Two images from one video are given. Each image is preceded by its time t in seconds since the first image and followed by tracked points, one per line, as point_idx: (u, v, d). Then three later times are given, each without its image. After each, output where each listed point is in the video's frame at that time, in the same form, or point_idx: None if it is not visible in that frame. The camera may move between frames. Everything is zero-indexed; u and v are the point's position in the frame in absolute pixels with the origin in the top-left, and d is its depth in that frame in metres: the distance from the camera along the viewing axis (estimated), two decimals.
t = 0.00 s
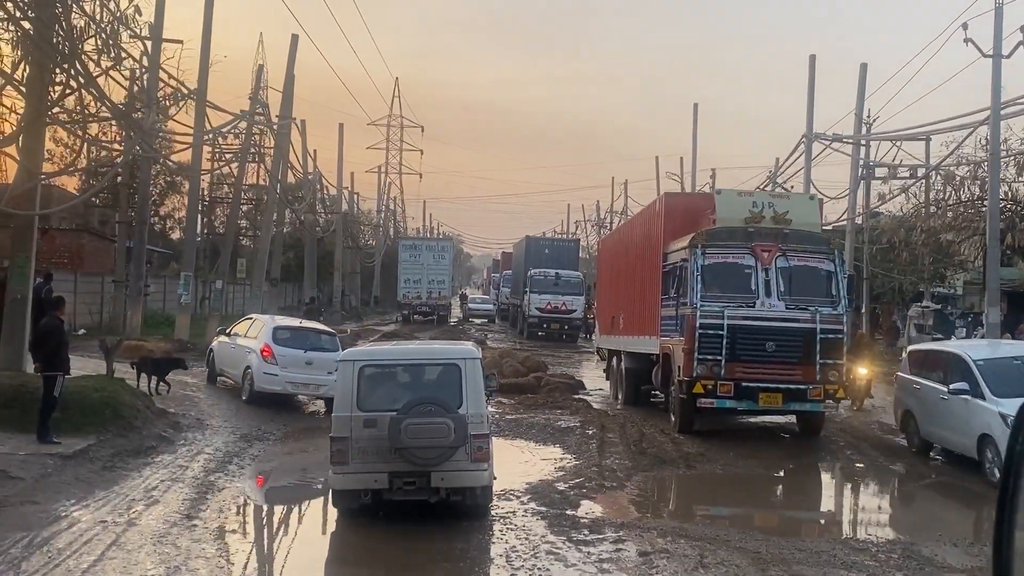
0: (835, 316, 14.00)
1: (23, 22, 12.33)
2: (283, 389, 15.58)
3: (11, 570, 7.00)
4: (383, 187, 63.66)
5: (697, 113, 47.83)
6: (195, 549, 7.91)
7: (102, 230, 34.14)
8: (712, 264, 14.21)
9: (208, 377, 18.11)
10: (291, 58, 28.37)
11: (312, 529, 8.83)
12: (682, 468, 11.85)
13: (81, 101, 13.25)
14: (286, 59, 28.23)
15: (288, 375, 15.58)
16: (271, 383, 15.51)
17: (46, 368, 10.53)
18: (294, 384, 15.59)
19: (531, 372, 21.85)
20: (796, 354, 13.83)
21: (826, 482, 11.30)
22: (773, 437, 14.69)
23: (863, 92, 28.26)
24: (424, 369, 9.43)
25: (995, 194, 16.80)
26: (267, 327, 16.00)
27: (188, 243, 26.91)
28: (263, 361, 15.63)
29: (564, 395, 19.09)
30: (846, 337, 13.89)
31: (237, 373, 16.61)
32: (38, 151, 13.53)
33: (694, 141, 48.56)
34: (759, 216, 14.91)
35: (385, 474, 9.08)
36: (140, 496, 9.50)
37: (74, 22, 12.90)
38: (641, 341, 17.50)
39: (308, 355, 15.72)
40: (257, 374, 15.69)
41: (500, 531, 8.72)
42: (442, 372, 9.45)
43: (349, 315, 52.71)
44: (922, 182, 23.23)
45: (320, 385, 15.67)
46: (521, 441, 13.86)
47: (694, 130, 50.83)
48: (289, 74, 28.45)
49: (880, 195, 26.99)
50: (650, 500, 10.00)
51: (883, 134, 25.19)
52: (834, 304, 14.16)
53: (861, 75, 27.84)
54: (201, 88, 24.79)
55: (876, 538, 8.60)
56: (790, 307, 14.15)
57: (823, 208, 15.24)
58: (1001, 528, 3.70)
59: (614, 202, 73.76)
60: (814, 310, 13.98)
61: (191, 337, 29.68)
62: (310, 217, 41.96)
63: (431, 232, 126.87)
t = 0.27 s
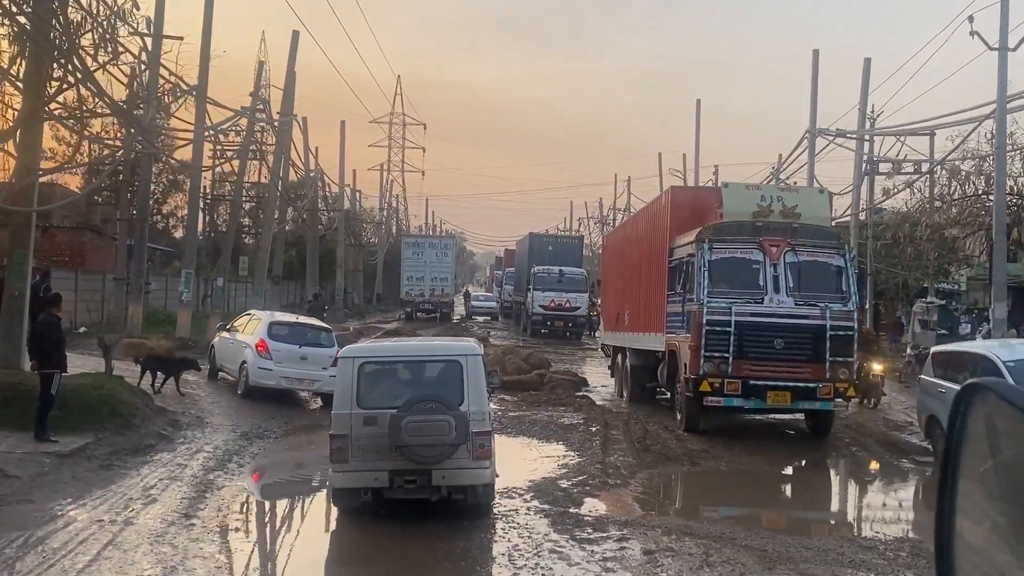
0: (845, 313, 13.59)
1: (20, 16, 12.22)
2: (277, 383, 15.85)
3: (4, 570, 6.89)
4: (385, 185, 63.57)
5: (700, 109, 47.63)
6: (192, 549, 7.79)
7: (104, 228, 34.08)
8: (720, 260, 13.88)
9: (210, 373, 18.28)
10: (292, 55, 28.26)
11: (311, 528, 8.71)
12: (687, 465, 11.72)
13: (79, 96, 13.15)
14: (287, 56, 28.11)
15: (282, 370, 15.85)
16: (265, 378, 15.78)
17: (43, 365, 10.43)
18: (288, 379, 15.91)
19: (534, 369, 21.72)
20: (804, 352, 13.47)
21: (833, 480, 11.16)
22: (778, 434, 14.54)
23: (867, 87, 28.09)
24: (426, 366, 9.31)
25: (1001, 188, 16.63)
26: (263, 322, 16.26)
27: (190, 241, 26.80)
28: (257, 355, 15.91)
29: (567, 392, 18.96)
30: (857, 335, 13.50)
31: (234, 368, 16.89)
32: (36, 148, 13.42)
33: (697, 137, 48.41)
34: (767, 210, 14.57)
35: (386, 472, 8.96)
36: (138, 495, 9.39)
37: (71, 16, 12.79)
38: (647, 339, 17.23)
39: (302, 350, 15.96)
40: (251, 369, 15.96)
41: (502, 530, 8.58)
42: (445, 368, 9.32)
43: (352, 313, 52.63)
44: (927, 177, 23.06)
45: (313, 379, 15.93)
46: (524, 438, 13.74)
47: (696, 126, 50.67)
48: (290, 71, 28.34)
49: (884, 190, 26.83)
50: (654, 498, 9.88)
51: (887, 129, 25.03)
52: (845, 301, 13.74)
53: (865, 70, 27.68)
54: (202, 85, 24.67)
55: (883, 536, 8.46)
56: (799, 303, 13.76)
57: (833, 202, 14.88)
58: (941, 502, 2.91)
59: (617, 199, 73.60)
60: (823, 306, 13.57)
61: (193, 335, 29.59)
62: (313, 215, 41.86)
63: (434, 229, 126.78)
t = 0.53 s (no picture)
0: (855, 311, 12.95)
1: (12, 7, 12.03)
2: (269, 377, 16.04)
3: None
4: (385, 182, 63.41)
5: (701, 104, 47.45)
6: (188, 549, 7.67)
7: (102, 225, 33.93)
8: (725, 255, 13.22)
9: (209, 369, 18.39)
10: (291, 50, 28.08)
11: (309, 527, 8.58)
12: (689, 462, 11.58)
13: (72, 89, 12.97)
14: (286, 51, 27.92)
15: (273, 364, 16.04)
16: (257, 371, 15.97)
17: (36, 362, 10.27)
18: (280, 373, 16.09)
19: (534, 365, 21.58)
20: (813, 351, 12.80)
21: (838, 478, 11.02)
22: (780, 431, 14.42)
23: (868, 81, 27.90)
24: (424, 363, 9.18)
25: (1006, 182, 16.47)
26: (257, 317, 16.47)
27: (188, 237, 26.63)
28: (249, 349, 16.11)
29: (567, 389, 18.83)
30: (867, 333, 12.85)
31: (228, 362, 17.10)
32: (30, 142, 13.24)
33: (698, 132, 48.25)
34: (775, 204, 13.88)
35: (384, 470, 8.83)
36: (133, 494, 9.25)
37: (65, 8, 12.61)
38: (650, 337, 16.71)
39: (294, 344, 16.16)
40: (243, 363, 16.16)
41: (502, 528, 8.46)
42: (443, 366, 9.19)
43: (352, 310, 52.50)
44: (929, 171, 22.90)
45: (305, 374, 16.12)
46: (524, 436, 13.59)
47: (696, 121, 50.48)
48: (289, 66, 28.16)
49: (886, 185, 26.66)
50: (657, 496, 9.74)
51: (889, 123, 24.85)
52: (854, 298, 13.11)
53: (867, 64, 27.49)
54: (200, 80, 24.48)
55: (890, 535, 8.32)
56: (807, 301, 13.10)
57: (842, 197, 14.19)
58: (869, 489, 3.09)
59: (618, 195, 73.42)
60: (832, 304, 12.95)
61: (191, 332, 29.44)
62: (312, 211, 41.71)
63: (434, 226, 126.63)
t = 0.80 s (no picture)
0: (866, 312, 12.48)
1: None
2: (258, 370, 16.20)
3: None
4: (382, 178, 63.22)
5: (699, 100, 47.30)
6: (180, 550, 7.50)
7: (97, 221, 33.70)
8: (731, 254, 12.79)
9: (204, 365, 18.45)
10: (287, 45, 27.87)
11: (304, 528, 8.41)
12: (690, 461, 11.43)
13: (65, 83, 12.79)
14: (281, 46, 27.69)
15: (263, 357, 16.21)
16: (246, 365, 16.14)
17: (26, 360, 10.10)
18: (269, 367, 16.28)
19: (532, 363, 21.41)
20: (822, 353, 12.31)
21: (842, 478, 10.87)
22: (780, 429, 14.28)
23: (868, 76, 27.74)
24: (421, 360, 9.01)
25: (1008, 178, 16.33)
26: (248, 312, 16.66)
27: (183, 233, 26.43)
28: (239, 343, 16.29)
29: (565, 386, 18.68)
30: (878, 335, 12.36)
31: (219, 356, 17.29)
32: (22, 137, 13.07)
33: (696, 129, 48.11)
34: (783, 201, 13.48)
35: (380, 470, 8.68)
36: (125, 494, 9.07)
37: None
38: (653, 336, 16.35)
39: (283, 339, 16.34)
40: (233, 356, 16.33)
41: (501, 530, 8.30)
42: (440, 364, 9.02)
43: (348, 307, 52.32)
44: (930, 167, 22.74)
45: (294, 368, 16.30)
46: (522, 435, 13.43)
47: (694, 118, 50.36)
48: (285, 61, 27.96)
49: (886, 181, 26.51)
50: (658, 496, 9.59)
51: (889, 119, 24.69)
52: (864, 300, 12.64)
53: (867, 59, 27.32)
54: (194, 74, 24.26)
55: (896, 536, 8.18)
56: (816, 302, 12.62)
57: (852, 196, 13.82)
58: (857, 488, 3.04)
59: (615, 191, 73.29)
60: (841, 305, 12.48)
61: (187, 328, 29.25)
62: (308, 207, 41.51)
63: (431, 223, 126.41)
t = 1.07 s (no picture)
0: (871, 314, 12.19)
1: None
2: (246, 363, 16.44)
3: None
4: (377, 175, 63.05)
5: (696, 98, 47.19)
6: (170, 552, 7.37)
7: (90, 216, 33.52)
8: (735, 254, 12.43)
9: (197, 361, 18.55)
10: (282, 40, 27.70)
11: (298, 529, 8.30)
12: (687, 461, 11.33)
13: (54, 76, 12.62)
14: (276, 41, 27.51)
15: (250, 350, 16.45)
16: (234, 358, 16.38)
17: (14, 357, 9.95)
18: (256, 361, 16.50)
19: (527, 361, 21.31)
20: (827, 357, 12.02)
21: (841, 479, 10.78)
22: (778, 429, 14.19)
23: (865, 74, 27.64)
24: (417, 359, 8.88)
25: (1007, 176, 16.24)
26: (236, 307, 16.94)
27: (176, 230, 26.23)
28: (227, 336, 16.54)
29: (561, 385, 18.57)
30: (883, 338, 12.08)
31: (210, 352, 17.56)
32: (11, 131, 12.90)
33: (693, 126, 48.01)
34: (788, 199, 13.36)
35: (375, 471, 8.55)
36: (114, 494, 8.94)
37: None
38: (653, 337, 16.10)
39: (270, 332, 16.57)
40: (221, 350, 16.58)
41: (497, 531, 8.18)
42: (436, 363, 8.89)
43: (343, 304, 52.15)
44: (928, 165, 22.65)
45: (281, 361, 16.52)
46: (518, 434, 13.32)
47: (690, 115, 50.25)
48: (280, 56, 27.77)
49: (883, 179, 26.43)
50: (655, 497, 9.49)
51: (886, 117, 24.59)
52: (870, 302, 12.35)
53: (864, 57, 27.23)
54: (189, 69, 24.08)
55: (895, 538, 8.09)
56: (821, 304, 12.31)
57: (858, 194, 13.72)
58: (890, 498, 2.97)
59: (611, 188, 73.20)
60: (847, 307, 12.16)
61: (180, 325, 29.08)
62: (303, 204, 41.32)
63: (426, 220, 126.50)
